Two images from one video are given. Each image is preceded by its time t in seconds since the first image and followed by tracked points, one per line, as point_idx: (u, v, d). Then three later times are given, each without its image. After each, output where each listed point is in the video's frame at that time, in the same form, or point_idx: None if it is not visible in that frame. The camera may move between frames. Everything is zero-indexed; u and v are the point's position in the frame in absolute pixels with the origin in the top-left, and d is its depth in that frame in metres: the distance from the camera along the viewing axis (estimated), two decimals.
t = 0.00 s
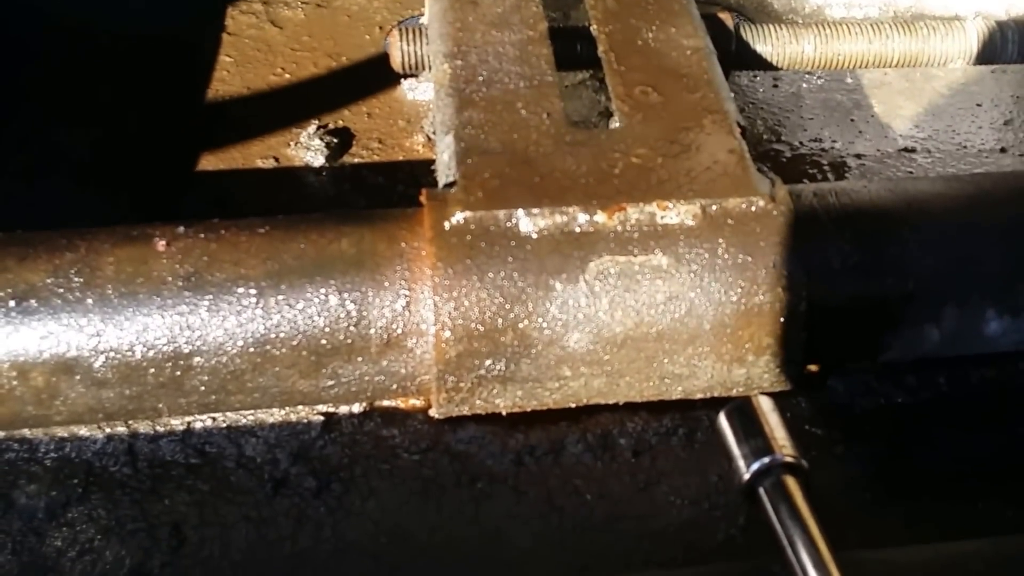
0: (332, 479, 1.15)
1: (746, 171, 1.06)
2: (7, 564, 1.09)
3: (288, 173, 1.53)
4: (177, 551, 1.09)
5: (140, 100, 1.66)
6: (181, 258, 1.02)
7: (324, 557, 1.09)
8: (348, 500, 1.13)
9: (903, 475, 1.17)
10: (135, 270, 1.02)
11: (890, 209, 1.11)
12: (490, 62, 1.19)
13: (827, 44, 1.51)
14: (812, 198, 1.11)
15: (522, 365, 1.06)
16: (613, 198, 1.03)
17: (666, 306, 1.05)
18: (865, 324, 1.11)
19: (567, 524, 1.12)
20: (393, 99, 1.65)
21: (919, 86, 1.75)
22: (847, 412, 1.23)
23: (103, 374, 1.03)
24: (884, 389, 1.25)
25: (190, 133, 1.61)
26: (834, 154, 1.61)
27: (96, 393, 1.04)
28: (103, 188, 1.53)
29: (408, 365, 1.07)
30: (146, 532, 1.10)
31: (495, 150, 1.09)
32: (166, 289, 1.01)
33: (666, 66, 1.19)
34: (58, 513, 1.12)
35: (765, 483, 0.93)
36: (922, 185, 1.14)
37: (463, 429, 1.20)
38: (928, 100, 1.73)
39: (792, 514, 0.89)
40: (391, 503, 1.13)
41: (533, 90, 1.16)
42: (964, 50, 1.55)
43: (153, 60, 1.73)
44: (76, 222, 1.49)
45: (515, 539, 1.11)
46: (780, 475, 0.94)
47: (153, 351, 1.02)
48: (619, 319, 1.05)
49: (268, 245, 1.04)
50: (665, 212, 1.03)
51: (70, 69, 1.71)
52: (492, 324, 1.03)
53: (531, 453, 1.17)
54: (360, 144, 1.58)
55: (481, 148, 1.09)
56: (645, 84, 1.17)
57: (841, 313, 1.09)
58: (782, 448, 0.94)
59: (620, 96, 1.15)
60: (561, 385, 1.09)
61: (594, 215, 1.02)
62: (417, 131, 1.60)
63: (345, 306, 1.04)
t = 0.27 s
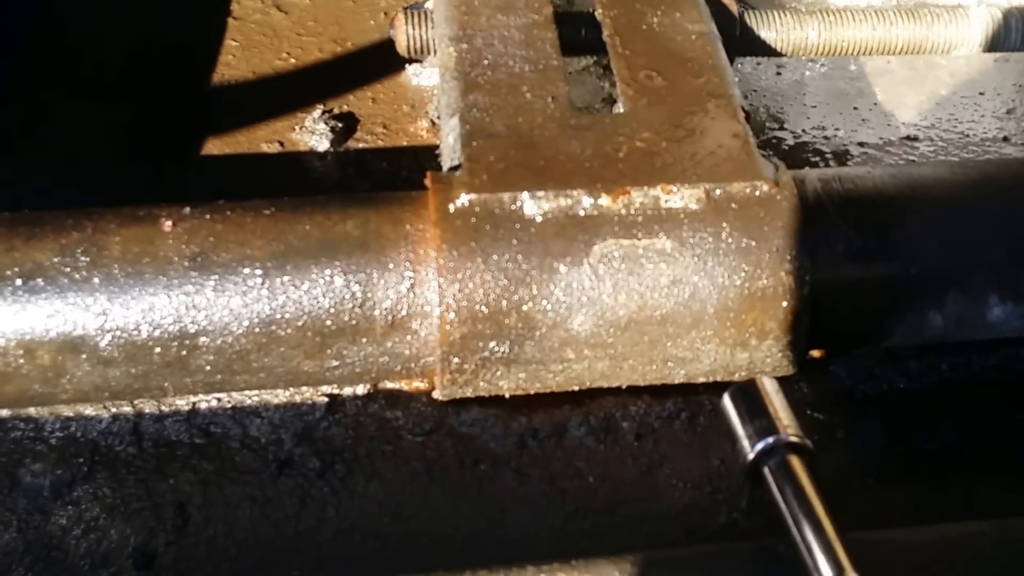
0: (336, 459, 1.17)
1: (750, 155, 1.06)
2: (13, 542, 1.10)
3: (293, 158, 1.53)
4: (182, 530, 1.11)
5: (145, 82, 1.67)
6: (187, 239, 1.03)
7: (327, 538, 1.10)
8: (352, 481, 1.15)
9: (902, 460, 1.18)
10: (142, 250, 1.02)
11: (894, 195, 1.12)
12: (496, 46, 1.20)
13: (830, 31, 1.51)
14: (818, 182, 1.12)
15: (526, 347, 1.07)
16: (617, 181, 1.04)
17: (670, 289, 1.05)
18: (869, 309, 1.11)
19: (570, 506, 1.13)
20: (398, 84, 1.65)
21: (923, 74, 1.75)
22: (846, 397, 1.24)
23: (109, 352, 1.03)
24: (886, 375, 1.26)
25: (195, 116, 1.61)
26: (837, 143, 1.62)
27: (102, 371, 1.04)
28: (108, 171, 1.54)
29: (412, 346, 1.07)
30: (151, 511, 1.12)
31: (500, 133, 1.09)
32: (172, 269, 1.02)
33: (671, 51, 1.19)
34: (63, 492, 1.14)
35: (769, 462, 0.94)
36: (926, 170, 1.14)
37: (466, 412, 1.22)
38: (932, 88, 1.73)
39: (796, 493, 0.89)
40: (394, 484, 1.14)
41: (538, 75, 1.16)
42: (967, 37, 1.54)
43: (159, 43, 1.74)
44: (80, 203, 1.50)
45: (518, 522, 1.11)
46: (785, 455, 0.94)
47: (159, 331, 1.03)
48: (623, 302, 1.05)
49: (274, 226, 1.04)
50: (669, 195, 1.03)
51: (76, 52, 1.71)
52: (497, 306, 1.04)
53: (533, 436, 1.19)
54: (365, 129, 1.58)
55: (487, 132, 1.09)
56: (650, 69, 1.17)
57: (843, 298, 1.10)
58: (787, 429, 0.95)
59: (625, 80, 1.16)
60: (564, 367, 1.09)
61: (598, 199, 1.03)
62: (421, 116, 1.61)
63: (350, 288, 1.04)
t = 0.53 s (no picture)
0: (340, 445, 1.18)
1: (757, 145, 1.06)
2: (18, 524, 1.11)
3: (299, 146, 1.54)
4: (186, 513, 1.12)
5: (153, 71, 1.68)
6: (193, 225, 1.03)
7: (331, 521, 1.11)
8: (357, 467, 1.16)
9: (905, 451, 1.18)
10: (149, 235, 1.02)
11: (901, 185, 1.12)
12: (503, 34, 1.20)
13: (838, 21, 1.52)
14: (825, 172, 1.12)
15: (531, 336, 1.06)
16: (624, 170, 1.04)
17: (676, 278, 1.04)
18: (875, 300, 1.11)
19: (571, 493, 1.14)
20: (404, 74, 1.66)
21: (928, 67, 1.75)
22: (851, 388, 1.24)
23: (116, 337, 1.04)
24: (891, 366, 1.26)
25: (203, 105, 1.61)
26: (844, 134, 1.62)
27: (109, 356, 1.05)
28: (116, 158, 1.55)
29: (418, 333, 1.07)
30: (155, 494, 1.13)
31: (507, 121, 1.09)
32: (179, 254, 1.02)
33: (678, 40, 1.19)
34: (68, 475, 1.15)
35: (776, 451, 0.93)
36: (934, 161, 1.14)
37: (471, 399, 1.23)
38: (938, 80, 1.73)
39: (803, 481, 0.89)
40: (398, 470, 1.16)
41: (546, 63, 1.16)
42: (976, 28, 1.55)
43: (166, 32, 1.74)
44: (88, 189, 1.51)
45: (519, 507, 1.13)
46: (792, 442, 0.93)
47: (166, 317, 1.03)
48: (629, 290, 1.04)
49: (281, 212, 1.05)
50: (675, 183, 1.03)
51: (84, 40, 1.72)
52: (502, 293, 1.03)
53: (538, 423, 1.20)
54: (370, 118, 1.58)
55: (494, 119, 1.09)
56: (657, 57, 1.17)
57: (849, 288, 1.10)
58: (793, 416, 0.93)
59: (632, 68, 1.16)
60: (569, 356, 1.09)
61: (605, 186, 1.03)
62: (426, 106, 1.61)
63: (356, 275, 1.04)
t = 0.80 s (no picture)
0: (345, 437, 1.18)
1: (765, 138, 1.06)
2: (23, 513, 1.11)
3: (305, 138, 1.54)
4: (191, 504, 1.12)
5: (161, 62, 1.68)
6: (200, 215, 1.03)
7: (333, 513, 1.12)
8: (361, 459, 1.16)
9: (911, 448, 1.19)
10: (156, 225, 1.03)
11: (910, 179, 1.11)
12: (511, 27, 1.20)
13: (847, 15, 1.51)
14: (833, 166, 1.11)
15: (536, 328, 1.06)
16: (631, 162, 1.03)
17: (682, 271, 1.04)
18: (882, 294, 1.11)
19: (574, 487, 1.14)
20: (410, 68, 1.66)
21: (937, 63, 1.75)
22: (856, 384, 1.24)
23: (122, 326, 1.04)
24: (897, 362, 1.26)
25: (209, 97, 1.62)
26: (850, 131, 1.61)
27: (115, 345, 1.05)
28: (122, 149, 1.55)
29: (424, 325, 1.07)
30: (160, 484, 1.13)
31: (515, 113, 1.09)
32: (186, 244, 1.02)
33: (686, 33, 1.19)
34: (74, 465, 1.15)
35: (783, 445, 0.92)
36: (944, 156, 1.13)
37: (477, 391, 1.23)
38: (946, 77, 1.72)
39: (810, 475, 0.88)
40: (402, 463, 1.16)
41: (553, 55, 1.16)
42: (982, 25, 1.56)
43: (173, 24, 1.74)
44: (95, 179, 1.51)
45: (523, 500, 1.13)
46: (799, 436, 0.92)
47: (172, 306, 1.03)
48: (635, 283, 1.04)
49: (287, 204, 1.05)
50: (683, 176, 1.03)
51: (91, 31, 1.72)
52: (508, 285, 1.03)
53: (542, 417, 1.20)
54: (377, 112, 1.59)
55: (500, 112, 1.09)
56: (666, 50, 1.17)
57: (856, 282, 1.10)
58: (802, 410, 0.92)
59: (640, 61, 1.16)
60: (575, 349, 1.09)
61: (612, 179, 1.03)
62: (432, 99, 1.61)
63: (362, 266, 1.04)
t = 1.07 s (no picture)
0: (351, 434, 1.18)
1: (772, 136, 1.06)
2: (31, 508, 1.11)
3: (313, 136, 1.55)
4: (198, 500, 1.12)
5: (170, 58, 1.68)
6: (207, 210, 1.04)
7: (339, 511, 1.12)
8: (366, 455, 1.16)
9: (918, 448, 1.18)
10: (164, 219, 1.03)
11: (919, 177, 1.11)
12: (518, 24, 1.20)
13: (856, 14, 1.50)
14: (841, 164, 1.10)
15: (541, 324, 1.06)
16: (638, 160, 1.03)
17: (688, 268, 1.03)
18: (889, 293, 1.10)
19: (579, 486, 1.14)
20: (417, 66, 1.67)
21: (946, 63, 1.74)
22: (861, 383, 1.24)
23: (130, 320, 1.04)
24: (904, 361, 1.26)
25: (218, 94, 1.62)
26: (859, 130, 1.61)
27: (122, 339, 1.05)
28: (131, 145, 1.55)
29: (430, 321, 1.07)
30: (167, 480, 1.13)
31: (521, 110, 1.09)
32: (193, 239, 1.02)
33: (694, 30, 1.20)
34: (81, 460, 1.15)
35: (788, 442, 0.91)
36: (952, 154, 1.13)
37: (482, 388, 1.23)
38: (955, 77, 1.72)
39: (815, 473, 0.87)
40: (408, 460, 1.16)
41: (561, 52, 1.16)
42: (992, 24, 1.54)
43: (182, 21, 1.75)
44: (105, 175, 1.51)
45: (528, 498, 1.13)
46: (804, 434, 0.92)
47: (179, 301, 1.03)
48: (641, 281, 1.03)
49: (294, 199, 1.05)
50: (689, 173, 1.03)
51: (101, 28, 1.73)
52: (514, 282, 1.02)
53: (548, 415, 1.20)
54: (385, 109, 1.60)
55: (507, 108, 1.10)
56: (673, 48, 1.17)
57: (863, 281, 1.09)
58: (807, 408, 0.92)
59: (648, 58, 1.16)
60: (580, 346, 1.08)
61: (619, 176, 1.03)
62: (440, 97, 1.62)
63: (369, 261, 1.04)
